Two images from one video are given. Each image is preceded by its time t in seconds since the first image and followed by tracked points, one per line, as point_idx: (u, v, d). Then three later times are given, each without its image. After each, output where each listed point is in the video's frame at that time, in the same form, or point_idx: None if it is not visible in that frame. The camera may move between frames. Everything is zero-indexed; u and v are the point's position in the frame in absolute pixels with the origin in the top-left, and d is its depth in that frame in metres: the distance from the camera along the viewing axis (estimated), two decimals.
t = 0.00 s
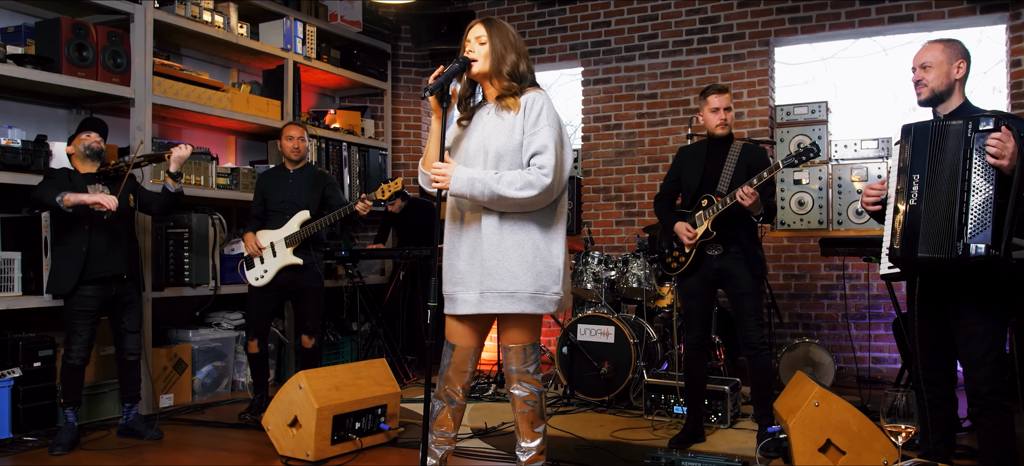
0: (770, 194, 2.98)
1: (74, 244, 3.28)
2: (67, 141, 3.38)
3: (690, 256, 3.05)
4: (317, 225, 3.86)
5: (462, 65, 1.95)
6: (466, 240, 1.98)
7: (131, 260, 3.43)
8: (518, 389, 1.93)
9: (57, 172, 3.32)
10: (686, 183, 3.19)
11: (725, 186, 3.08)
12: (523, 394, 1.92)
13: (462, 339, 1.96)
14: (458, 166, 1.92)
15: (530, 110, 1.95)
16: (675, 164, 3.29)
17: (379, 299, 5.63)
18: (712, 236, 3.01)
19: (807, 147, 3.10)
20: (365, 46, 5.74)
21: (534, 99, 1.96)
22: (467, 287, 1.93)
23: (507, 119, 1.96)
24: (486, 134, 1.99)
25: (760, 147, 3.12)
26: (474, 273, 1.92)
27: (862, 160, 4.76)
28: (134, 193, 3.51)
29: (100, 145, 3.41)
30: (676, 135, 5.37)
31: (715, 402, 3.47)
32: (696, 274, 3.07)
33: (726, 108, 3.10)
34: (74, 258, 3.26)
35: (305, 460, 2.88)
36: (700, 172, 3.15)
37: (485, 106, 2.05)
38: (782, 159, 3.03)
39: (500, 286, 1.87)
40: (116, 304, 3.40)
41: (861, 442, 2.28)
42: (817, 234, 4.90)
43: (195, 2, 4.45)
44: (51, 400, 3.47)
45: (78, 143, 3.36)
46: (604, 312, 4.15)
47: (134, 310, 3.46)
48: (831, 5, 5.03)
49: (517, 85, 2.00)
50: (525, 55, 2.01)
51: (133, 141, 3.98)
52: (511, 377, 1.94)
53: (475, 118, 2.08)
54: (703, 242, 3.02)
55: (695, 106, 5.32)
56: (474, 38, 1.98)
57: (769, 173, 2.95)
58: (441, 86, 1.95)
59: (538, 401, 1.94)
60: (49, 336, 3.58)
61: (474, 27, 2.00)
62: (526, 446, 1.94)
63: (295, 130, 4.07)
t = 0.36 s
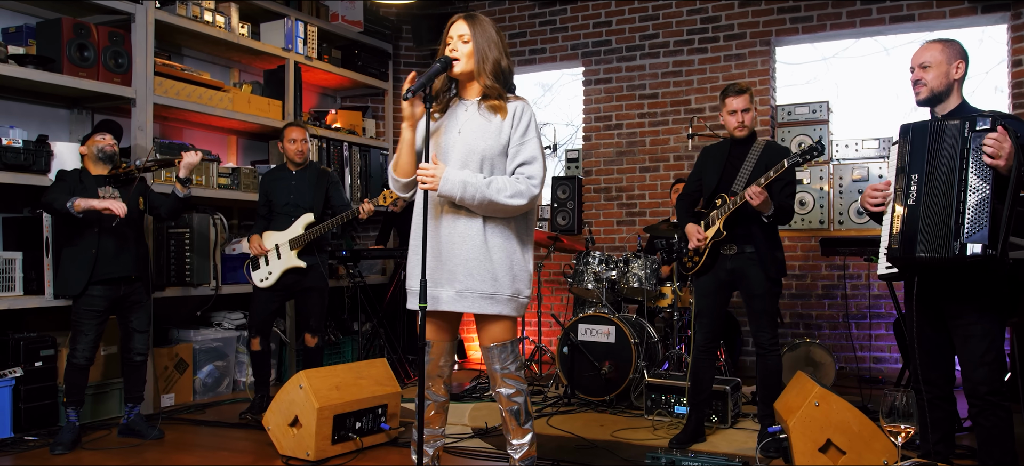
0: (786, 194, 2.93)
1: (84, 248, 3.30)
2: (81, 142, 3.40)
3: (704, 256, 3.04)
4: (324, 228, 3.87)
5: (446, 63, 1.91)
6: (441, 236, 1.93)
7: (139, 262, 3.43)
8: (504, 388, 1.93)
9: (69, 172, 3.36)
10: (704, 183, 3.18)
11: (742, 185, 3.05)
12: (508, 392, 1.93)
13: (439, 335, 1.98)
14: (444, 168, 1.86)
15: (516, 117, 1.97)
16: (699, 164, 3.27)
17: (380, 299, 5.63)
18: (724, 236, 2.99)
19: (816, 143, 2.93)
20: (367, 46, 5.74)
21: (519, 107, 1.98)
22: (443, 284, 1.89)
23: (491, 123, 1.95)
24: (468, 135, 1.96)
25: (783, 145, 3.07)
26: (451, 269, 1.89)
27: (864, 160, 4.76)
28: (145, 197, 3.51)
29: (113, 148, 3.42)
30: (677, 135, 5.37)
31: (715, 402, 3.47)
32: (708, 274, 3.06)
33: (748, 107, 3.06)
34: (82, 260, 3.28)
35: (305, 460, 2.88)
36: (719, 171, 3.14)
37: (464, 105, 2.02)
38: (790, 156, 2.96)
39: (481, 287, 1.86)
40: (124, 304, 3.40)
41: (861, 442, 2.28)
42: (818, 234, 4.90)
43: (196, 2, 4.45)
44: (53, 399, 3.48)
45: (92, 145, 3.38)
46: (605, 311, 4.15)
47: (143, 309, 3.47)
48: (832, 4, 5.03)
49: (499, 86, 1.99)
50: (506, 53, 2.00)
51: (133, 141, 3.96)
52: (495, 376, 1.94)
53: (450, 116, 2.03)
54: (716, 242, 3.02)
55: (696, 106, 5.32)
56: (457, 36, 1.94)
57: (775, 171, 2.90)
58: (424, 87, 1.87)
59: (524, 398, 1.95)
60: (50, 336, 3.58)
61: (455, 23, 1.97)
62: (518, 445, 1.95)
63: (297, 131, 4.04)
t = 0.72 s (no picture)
0: (791, 193, 2.91)
1: (88, 249, 3.31)
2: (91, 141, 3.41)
3: (710, 256, 3.05)
4: (317, 223, 3.85)
5: (435, 64, 1.91)
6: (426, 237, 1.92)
7: (145, 263, 3.44)
8: (495, 387, 1.94)
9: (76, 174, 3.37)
10: (714, 182, 3.17)
11: (750, 184, 3.05)
12: (499, 391, 1.94)
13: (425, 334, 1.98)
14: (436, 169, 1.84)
15: (504, 123, 1.98)
16: (709, 164, 3.26)
17: (381, 299, 5.63)
18: (730, 236, 2.97)
19: (819, 143, 2.83)
20: (368, 46, 5.74)
21: (507, 113, 1.99)
22: (429, 286, 1.89)
23: (479, 127, 1.96)
24: (454, 137, 1.96)
25: (794, 145, 3.05)
26: (438, 271, 1.89)
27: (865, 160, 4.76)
28: (151, 199, 3.54)
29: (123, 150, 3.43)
30: (678, 135, 5.37)
31: (716, 402, 3.47)
32: (713, 273, 3.07)
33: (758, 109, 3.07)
34: (84, 260, 3.29)
35: (306, 460, 2.88)
36: (728, 170, 3.13)
37: (452, 107, 2.02)
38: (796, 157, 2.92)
39: (468, 290, 1.86)
40: (128, 304, 3.41)
41: (862, 442, 2.28)
42: (819, 234, 4.90)
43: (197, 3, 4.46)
44: (54, 399, 3.48)
45: (102, 146, 3.40)
46: (606, 311, 4.15)
47: (147, 309, 3.47)
48: (833, 4, 5.02)
49: (489, 90, 2.00)
50: (493, 54, 2.00)
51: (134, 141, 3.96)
52: (485, 376, 1.94)
53: (437, 117, 2.02)
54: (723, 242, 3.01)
55: (697, 105, 5.32)
56: (445, 38, 1.95)
57: (778, 173, 2.89)
58: (414, 87, 1.88)
59: (515, 396, 1.95)
60: (52, 335, 3.58)
61: (444, 25, 1.97)
62: (511, 443, 1.96)
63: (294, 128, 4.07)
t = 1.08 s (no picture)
0: (791, 193, 2.91)
1: (88, 249, 3.31)
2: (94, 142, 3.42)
3: (703, 255, 3.04)
4: (301, 228, 3.84)
5: (436, 64, 1.90)
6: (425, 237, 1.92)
7: (143, 264, 3.43)
8: (493, 387, 1.93)
9: (77, 177, 3.39)
10: (706, 181, 3.17)
11: (743, 185, 3.05)
12: (497, 391, 1.94)
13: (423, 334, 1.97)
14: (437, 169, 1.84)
15: (503, 125, 1.99)
16: (698, 162, 3.28)
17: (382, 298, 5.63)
18: (725, 236, 2.99)
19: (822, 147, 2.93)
20: (369, 46, 5.74)
21: (505, 115, 2.01)
22: (427, 286, 1.88)
23: (479, 129, 1.97)
24: (453, 137, 1.96)
25: (785, 146, 3.06)
26: (437, 271, 1.88)
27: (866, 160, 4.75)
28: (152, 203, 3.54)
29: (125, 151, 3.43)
30: (678, 135, 5.36)
31: (716, 402, 3.47)
32: (703, 274, 3.06)
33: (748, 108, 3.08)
34: (85, 261, 3.30)
35: (306, 459, 2.89)
36: (720, 170, 3.13)
37: (451, 107, 2.01)
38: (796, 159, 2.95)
39: (467, 290, 1.87)
40: (131, 304, 3.42)
41: (862, 442, 2.28)
42: (820, 234, 4.89)
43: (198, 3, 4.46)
44: (55, 399, 3.49)
45: (104, 146, 3.40)
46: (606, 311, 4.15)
47: (147, 309, 3.47)
48: (834, 4, 5.02)
49: (488, 92, 2.00)
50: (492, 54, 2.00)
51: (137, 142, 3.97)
52: (482, 375, 1.93)
53: (435, 117, 2.02)
54: (716, 241, 3.02)
55: (697, 105, 5.31)
56: (445, 38, 1.94)
57: (780, 174, 2.90)
58: (414, 87, 1.87)
59: (513, 395, 1.96)
60: (53, 335, 3.59)
61: (442, 25, 1.97)
62: (510, 443, 1.96)
63: (274, 133, 4.02)
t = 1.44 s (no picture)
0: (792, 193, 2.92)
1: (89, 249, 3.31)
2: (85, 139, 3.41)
3: (693, 256, 3.05)
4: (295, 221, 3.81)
5: (437, 64, 1.90)
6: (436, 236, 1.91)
7: (130, 264, 3.42)
8: (499, 386, 1.94)
9: (66, 174, 3.41)
10: (690, 182, 3.16)
11: (730, 185, 3.06)
12: (503, 390, 1.94)
13: (429, 335, 1.98)
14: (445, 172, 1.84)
15: (510, 123, 1.99)
16: (680, 162, 3.26)
17: (383, 298, 5.64)
18: (716, 237, 2.99)
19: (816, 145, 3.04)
20: (370, 46, 5.74)
21: (511, 113, 2.01)
22: (439, 286, 1.88)
23: (486, 127, 1.96)
24: (460, 136, 1.96)
25: (764, 146, 3.12)
26: (449, 271, 1.88)
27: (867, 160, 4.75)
28: (144, 202, 3.53)
29: (112, 149, 3.39)
30: (679, 135, 5.36)
31: (716, 402, 3.47)
32: (695, 274, 3.07)
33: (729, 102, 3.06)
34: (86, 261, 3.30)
35: (307, 459, 2.89)
36: (704, 170, 3.13)
37: (455, 106, 2.01)
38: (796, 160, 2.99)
39: (481, 288, 1.86)
40: (116, 304, 3.40)
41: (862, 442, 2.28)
42: (821, 234, 4.89)
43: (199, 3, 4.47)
44: (55, 399, 3.49)
45: (92, 145, 3.37)
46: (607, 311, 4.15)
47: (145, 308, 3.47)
48: (835, 4, 5.02)
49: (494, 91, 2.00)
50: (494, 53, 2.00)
51: (137, 141, 3.97)
52: (488, 375, 1.94)
53: (440, 116, 2.02)
54: (706, 242, 3.02)
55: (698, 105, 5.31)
56: (447, 38, 1.95)
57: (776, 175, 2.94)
58: (415, 87, 1.88)
59: (518, 395, 1.96)
60: (53, 335, 3.59)
61: (444, 25, 1.97)
62: (514, 443, 1.96)
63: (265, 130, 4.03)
